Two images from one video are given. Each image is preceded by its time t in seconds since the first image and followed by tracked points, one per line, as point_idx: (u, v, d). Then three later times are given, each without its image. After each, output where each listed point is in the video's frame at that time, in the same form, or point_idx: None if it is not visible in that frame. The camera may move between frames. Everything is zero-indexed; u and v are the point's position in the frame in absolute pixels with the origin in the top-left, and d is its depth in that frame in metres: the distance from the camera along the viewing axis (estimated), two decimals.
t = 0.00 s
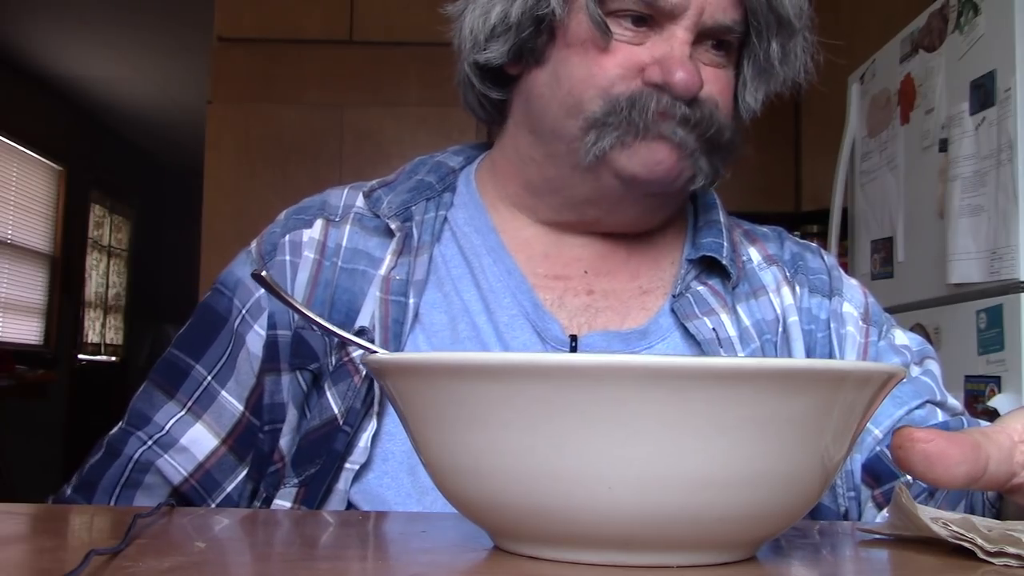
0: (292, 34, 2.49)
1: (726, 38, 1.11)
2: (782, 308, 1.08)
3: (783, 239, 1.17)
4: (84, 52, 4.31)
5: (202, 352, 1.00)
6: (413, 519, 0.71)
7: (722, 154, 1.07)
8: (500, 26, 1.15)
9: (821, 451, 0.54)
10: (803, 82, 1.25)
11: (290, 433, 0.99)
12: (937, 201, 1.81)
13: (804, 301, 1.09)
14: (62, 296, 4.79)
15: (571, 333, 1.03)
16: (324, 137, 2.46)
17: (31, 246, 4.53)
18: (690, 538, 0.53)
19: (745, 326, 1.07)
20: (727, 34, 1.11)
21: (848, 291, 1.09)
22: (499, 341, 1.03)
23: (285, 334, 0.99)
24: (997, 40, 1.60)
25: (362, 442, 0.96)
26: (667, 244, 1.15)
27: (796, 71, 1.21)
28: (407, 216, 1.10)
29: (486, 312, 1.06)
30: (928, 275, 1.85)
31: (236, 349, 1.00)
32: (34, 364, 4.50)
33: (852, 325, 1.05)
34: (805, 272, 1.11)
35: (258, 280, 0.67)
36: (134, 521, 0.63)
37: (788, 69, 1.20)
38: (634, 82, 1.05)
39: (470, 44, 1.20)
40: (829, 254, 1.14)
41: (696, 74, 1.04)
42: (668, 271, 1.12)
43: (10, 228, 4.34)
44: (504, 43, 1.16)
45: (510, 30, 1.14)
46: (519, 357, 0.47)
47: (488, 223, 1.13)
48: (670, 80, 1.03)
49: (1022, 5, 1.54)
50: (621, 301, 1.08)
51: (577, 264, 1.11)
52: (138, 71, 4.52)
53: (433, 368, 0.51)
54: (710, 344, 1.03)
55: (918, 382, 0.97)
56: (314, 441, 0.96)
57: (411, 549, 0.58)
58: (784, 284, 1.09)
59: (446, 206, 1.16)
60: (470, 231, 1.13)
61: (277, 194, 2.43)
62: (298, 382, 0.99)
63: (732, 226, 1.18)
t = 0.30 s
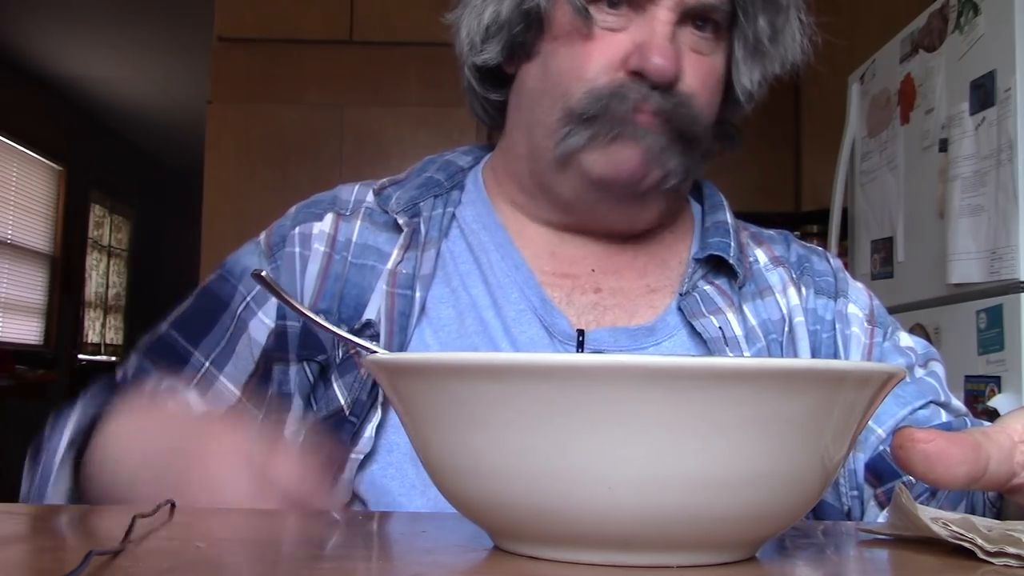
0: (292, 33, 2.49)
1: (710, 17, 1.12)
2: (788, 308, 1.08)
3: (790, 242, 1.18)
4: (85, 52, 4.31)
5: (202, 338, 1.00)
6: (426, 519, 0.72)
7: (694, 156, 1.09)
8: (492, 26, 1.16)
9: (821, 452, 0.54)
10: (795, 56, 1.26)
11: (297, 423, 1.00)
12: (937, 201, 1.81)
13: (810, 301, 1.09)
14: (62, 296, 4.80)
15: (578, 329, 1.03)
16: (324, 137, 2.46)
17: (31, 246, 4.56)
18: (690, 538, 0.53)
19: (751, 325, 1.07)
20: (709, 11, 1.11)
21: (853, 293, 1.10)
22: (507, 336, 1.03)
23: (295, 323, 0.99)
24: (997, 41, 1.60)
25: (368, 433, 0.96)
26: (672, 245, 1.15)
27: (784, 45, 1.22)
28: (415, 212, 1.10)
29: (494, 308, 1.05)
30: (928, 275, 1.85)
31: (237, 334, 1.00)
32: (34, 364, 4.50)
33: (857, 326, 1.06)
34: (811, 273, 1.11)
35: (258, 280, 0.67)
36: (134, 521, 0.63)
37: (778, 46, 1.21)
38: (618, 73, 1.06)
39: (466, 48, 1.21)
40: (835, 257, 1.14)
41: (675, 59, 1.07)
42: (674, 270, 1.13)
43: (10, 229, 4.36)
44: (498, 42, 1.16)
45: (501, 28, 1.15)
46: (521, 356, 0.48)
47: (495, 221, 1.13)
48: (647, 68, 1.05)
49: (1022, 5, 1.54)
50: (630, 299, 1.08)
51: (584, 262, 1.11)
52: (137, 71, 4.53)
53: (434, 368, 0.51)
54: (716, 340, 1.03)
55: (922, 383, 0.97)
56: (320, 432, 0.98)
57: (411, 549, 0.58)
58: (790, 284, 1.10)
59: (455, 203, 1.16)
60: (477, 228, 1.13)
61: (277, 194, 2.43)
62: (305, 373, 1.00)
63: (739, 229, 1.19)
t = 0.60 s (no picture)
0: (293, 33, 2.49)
1: (669, 4, 1.12)
2: (788, 308, 1.08)
3: (792, 244, 1.18)
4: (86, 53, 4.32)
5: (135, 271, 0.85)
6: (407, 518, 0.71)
7: (662, 128, 1.07)
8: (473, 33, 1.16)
9: (820, 452, 0.54)
10: (776, 37, 1.23)
11: (296, 369, 0.98)
12: (937, 200, 1.81)
13: (810, 302, 1.09)
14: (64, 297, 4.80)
15: (578, 323, 1.03)
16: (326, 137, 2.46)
17: (33, 247, 4.59)
18: (689, 538, 0.53)
19: (751, 325, 1.06)
20: None
21: (854, 294, 1.10)
22: (511, 330, 1.03)
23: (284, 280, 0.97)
24: (997, 41, 1.60)
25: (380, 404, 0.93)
26: (671, 244, 1.16)
27: (762, 24, 1.19)
28: (430, 201, 1.13)
29: (499, 301, 1.06)
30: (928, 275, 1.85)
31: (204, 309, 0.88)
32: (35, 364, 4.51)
33: (858, 326, 1.06)
34: (812, 274, 1.12)
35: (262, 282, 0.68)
36: (133, 521, 0.63)
37: (749, 26, 1.18)
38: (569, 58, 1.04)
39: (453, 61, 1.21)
40: (837, 260, 1.15)
41: (624, 41, 1.06)
42: (674, 270, 1.13)
43: (10, 228, 4.45)
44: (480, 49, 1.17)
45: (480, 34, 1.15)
46: (520, 356, 0.47)
47: (499, 217, 1.13)
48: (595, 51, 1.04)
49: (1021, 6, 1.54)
50: (630, 296, 1.08)
51: (584, 260, 1.12)
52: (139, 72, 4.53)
53: (434, 367, 0.51)
54: (713, 337, 1.02)
55: (921, 383, 0.98)
56: (337, 402, 0.94)
57: (411, 548, 0.58)
58: (791, 284, 1.09)
59: (466, 194, 1.17)
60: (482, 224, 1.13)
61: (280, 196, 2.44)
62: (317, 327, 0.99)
63: (741, 229, 1.19)
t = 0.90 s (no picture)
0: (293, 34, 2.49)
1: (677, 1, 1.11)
2: (790, 309, 1.07)
3: (794, 244, 1.18)
4: (86, 53, 4.32)
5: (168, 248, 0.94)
6: (410, 519, 0.71)
7: (671, 113, 1.07)
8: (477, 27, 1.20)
9: (821, 453, 0.54)
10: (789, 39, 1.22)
11: (310, 358, 1.02)
12: (938, 200, 1.81)
13: (813, 303, 1.08)
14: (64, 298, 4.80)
15: (581, 322, 1.03)
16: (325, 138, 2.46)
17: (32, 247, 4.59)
18: (688, 539, 0.53)
19: (754, 325, 1.07)
20: None
21: (857, 294, 1.10)
22: (516, 328, 1.03)
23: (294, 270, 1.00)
24: (997, 40, 1.60)
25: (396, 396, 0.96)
26: (672, 242, 1.16)
27: (774, 24, 1.18)
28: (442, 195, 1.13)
29: (503, 300, 1.06)
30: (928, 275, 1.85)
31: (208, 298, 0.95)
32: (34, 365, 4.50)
33: (860, 328, 1.06)
34: (815, 275, 1.11)
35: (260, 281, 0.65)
36: (133, 521, 0.63)
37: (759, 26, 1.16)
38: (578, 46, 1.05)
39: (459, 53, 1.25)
40: (840, 261, 1.14)
41: (631, 33, 1.05)
42: (676, 270, 1.13)
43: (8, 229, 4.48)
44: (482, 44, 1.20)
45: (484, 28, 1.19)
46: (524, 358, 0.47)
47: (502, 216, 1.13)
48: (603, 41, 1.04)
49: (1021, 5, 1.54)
50: (632, 296, 1.08)
51: (587, 259, 1.12)
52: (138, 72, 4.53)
53: (434, 368, 0.51)
54: (716, 337, 1.03)
55: (924, 386, 0.98)
56: (352, 392, 0.97)
57: (411, 548, 0.58)
58: (794, 285, 1.09)
59: (475, 189, 1.18)
60: (487, 222, 1.13)
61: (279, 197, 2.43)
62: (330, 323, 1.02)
63: (743, 229, 1.19)
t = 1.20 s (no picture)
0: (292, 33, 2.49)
1: None
2: (790, 311, 1.08)
3: (793, 242, 1.18)
4: (86, 53, 4.32)
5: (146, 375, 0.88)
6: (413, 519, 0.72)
7: (682, 127, 1.07)
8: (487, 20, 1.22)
9: (820, 452, 0.54)
10: (790, 35, 1.26)
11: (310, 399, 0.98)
12: (938, 201, 1.81)
13: (813, 304, 1.09)
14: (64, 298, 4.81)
15: (580, 327, 1.03)
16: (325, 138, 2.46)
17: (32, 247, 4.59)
18: (688, 539, 0.53)
19: (754, 330, 1.06)
20: None
21: (858, 294, 1.10)
22: (515, 335, 1.03)
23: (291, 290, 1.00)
24: (997, 40, 1.60)
25: (389, 420, 0.95)
26: (673, 243, 1.17)
27: (777, 22, 1.23)
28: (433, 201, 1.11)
29: (500, 305, 1.05)
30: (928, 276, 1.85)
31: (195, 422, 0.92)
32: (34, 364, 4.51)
33: (862, 330, 1.06)
34: (815, 275, 1.11)
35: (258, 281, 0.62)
36: (133, 521, 0.63)
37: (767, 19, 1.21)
38: (595, 42, 1.06)
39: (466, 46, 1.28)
40: (840, 258, 1.14)
41: (650, 18, 1.07)
42: (675, 271, 1.13)
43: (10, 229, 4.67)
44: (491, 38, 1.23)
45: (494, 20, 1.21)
46: (521, 358, 0.48)
47: (499, 220, 1.13)
48: (622, 27, 1.05)
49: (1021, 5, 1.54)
50: (631, 298, 1.09)
51: (584, 262, 1.12)
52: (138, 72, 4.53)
53: (431, 368, 0.51)
54: (716, 343, 1.02)
55: (928, 387, 0.97)
56: (345, 419, 0.96)
57: (412, 548, 0.58)
58: (793, 287, 1.10)
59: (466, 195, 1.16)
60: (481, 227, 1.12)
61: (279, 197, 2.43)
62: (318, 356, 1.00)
63: (743, 229, 1.19)
